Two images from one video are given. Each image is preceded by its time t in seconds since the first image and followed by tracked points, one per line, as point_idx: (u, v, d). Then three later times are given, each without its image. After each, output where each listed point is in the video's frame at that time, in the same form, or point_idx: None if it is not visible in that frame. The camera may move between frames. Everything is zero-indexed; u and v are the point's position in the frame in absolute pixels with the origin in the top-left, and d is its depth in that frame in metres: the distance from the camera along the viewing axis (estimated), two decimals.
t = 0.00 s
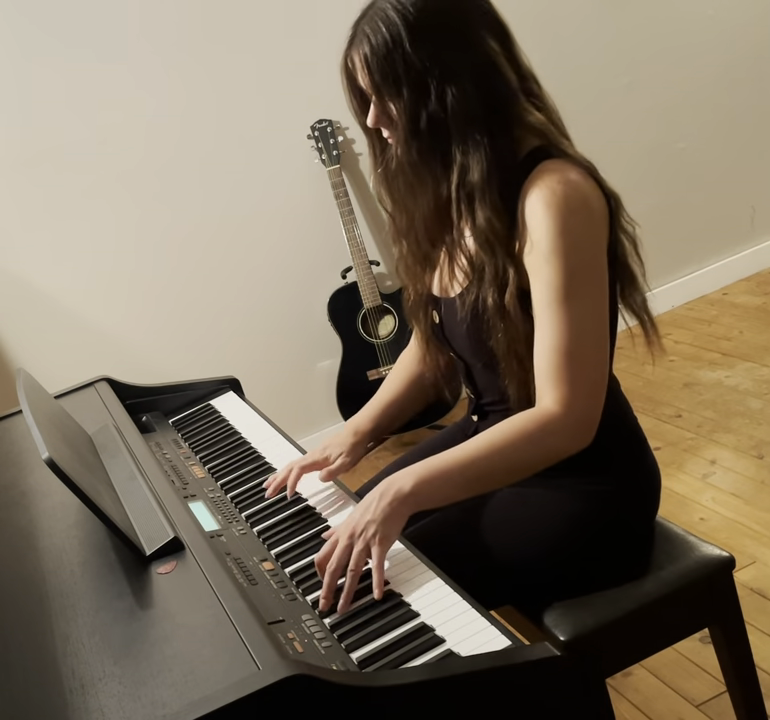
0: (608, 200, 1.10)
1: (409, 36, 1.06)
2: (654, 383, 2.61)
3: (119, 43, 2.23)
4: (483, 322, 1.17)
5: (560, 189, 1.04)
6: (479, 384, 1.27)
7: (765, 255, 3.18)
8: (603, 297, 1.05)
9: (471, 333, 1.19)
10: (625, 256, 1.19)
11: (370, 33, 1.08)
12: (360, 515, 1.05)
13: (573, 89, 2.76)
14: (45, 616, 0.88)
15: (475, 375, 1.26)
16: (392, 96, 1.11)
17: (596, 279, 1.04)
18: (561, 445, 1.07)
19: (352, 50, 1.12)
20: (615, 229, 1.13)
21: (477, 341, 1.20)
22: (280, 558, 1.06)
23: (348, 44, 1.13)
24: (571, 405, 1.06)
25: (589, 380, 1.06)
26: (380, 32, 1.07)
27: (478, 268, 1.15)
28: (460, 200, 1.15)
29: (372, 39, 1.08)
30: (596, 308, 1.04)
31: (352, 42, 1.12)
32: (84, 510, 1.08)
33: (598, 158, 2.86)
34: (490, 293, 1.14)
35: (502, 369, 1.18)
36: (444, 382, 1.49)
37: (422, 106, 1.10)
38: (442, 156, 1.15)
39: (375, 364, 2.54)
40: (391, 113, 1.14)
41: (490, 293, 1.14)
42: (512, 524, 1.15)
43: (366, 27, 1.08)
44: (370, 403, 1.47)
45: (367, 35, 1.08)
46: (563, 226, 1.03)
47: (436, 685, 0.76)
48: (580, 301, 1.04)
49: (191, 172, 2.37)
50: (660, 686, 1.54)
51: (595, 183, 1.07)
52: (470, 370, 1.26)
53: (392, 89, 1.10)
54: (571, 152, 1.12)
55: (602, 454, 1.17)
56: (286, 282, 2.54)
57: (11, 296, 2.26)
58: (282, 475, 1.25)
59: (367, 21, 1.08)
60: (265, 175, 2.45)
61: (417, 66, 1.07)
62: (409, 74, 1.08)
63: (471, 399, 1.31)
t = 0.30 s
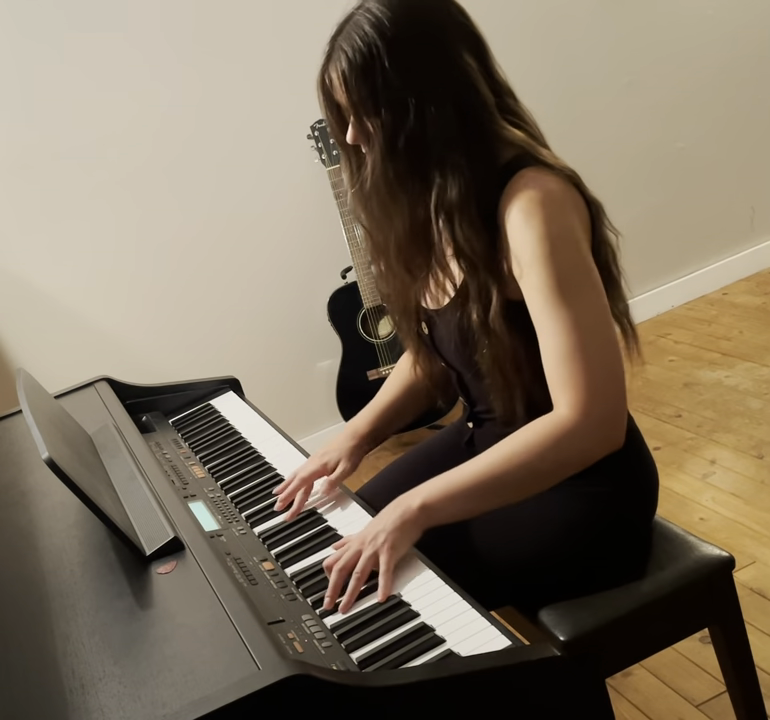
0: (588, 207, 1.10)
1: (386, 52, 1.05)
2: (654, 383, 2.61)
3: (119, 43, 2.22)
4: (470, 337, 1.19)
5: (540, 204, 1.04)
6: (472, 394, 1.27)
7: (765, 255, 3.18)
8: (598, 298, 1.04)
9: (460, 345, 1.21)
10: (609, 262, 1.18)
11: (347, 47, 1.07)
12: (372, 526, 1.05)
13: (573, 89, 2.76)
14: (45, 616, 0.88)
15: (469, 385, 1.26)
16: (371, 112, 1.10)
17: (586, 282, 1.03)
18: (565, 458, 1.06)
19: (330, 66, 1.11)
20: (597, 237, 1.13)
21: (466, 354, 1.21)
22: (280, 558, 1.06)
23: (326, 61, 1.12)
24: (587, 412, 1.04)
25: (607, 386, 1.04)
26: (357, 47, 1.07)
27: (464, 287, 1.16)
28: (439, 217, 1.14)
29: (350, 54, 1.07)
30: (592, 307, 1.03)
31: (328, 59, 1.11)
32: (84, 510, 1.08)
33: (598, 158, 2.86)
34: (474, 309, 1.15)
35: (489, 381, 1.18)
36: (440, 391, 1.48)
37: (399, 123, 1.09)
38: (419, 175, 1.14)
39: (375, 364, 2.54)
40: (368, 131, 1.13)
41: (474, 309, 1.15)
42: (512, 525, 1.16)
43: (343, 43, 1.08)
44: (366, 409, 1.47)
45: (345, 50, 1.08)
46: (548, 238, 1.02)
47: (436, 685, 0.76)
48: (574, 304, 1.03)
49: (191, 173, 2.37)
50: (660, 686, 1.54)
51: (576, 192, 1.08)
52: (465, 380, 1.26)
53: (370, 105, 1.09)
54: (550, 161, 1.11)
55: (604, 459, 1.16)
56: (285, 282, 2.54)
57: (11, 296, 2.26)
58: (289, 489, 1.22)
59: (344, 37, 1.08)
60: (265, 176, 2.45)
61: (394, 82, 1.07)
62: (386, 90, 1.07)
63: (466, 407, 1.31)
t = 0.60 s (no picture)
0: (590, 209, 1.10)
1: (398, 47, 1.05)
2: (654, 383, 2.61)
3: (119, 43, 2.23)
4: (468, 334, 1.20)
5: (539, 204, 1.04)
6: (472, 394, 1.27)
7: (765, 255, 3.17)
8: (589, 295, 1.04)
9: (459, 342, 1.22)
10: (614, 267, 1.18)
11: (355, 42, 1.06)
12: (347, 515, 1.05)
13: (573, 89, 2.76)
14: (45, 617, 0.88)
15: (468, 384, 1.27)
16: (378, 110, 1.08)
17: (579, 279, 1.03)
18: (557, 454, 1.06)
19: (339, 62, 1.10)
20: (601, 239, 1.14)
21: (464, 352, 1.22)
22: (280, 558, 1.07)
23: (334, 55, 1.11)
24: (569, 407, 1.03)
25: (590, 384, 1.03)
26: (367, 40, 1.05)
27: (463, 286, 1.17)
28: (446, 215, 1.13)
29: (358, 48, 1.06)
30: (583, 303, 1.03)
31: (337, 53, 1.10)
32: (84, 510, 1.08)
33: (598, 158, 2.86)
34: (474, 308, 1.16)
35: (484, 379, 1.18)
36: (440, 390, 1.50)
37: (409, 121, 1.09)
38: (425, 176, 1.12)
39: (375, 364, 2.53)
40: (378, 129, 1.11)
41: (473, 307, 1.17)
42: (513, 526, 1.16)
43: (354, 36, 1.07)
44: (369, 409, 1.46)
45: (354, 45, 1.06)
46: (543, 234, 1.03)
47: (436, 685, 0.76)
48: (565, 300, 1.02)
49: (191, 173, 2.37)
50: (660, 686, 1.54)
51: (580, 195, 1.09)
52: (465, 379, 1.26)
53: (380, 102, 1.08)
54: (555, 162, 1.12)
55: (604, 463, 1.16)
56: (286, 283, 2.54)
57: (11, 296, 2.26)
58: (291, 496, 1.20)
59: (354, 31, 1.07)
60: (266, 174, 2.45)
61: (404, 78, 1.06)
62: (395, 86, 1.07)
63: (467, 408, 1.31)
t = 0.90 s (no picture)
0: (599, 205, 1.10)
1: (418, 32, 1.05)
2: (654, 383, 2.61)
3: (118, 43, 2.22)
4: (476, 325, 1.18)
5: (552, 200, 1.04)
6: (476, 392, 1.27)
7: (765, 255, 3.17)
8: (599, 297, 1.05)
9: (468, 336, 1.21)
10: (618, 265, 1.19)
11: (374, 28, 1.05)
12: (367, 521, 1.05)
13: (572, 89, 2.76)
14: (45, 617, 0.88)
15: (472, 381, 1.26)
16: (399, 97, 1.07)
17: (590, 280, 1.04)
18: (564, 454, 1.08)
19: (356, 51, 1.09)
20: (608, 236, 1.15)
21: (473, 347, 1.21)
22: (280, 558, 1.06)
23: (349, 47, 1.10)
24: (577, 407, 1.06)
25: (598, 385, 1.06)
26: (387, 26, 1.05)
27: (473, 272, 1.14)
28: (467, 205, 1.12)
29: (378, 34, 1.05)
30: (592, 305, 1.05)
31: (351, 43, 1.09)
32: (84, 510, 1.08)
33: (598, 159, 2.86)
34: (483, 297, 1.14)
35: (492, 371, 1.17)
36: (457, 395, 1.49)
37: (428, 108, 1.08)
38: (444, 164, 1.11)
39: (375, 364, 2.53)
40: (397, 118, 1.10)
41: (482, 297, 1.14)
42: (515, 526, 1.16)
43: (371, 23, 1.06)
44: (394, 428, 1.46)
45: (373, 32, 1.05)
46: (555, 237, 1.03)
47: (436, 685, 0.76)
48: (576, 303, 1.04)
49: (191, 172, 2.37)
50: (660, 686, 1.54)
51: (591, 196, 1.08)
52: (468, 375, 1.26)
53: (400, 89, 1.07)
54: (565, 158, 1.12)
55: (610, 461, 1.17)
56: (287, 284, 2.54)
57: (11, 296, 2.26)
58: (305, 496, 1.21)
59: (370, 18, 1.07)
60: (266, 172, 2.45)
61: (424, 65, 1.06)
62: (416, 71, 1.06)
63: (470, 407, 1.31)
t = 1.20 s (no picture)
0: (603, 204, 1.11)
1: (426, 29, 1.05)
2: (654, 382, 2.61)
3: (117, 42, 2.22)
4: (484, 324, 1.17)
5: (563, 201, 1.05)
6: (476, 391, 1.27)
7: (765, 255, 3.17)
8: (610, 299, 1.05)
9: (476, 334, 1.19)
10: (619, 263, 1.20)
11: (383, 25, 1.05)
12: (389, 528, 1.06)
13: (572, 89, 2.76)
14: (45, 617, 0.88)
15: (472, 381, 1.26)
16: (410, 94, 1.07)
17: (601, 281, 1.05)
18: (590, 455, 1.06)
19: (364, 48, 1.09)
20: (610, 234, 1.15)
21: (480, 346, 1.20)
22: (280, 558, 1.07)
23: (357, 45, 1.09)
24: (598, 407, 1.05)
25: (618, 383, 1.05)
26: (396, 22, 1.05)
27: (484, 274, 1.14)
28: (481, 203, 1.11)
29: (388, 31, 1.05)
30: (603, 304, 1.05)
31: (358, 41, 1.09)
32: (84, 510, 1.08)
33: (598, 158, 2.86)
34: (495, 291, 1.14)
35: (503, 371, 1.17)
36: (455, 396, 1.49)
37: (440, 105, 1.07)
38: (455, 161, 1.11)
39: (375, 364, 2.53)
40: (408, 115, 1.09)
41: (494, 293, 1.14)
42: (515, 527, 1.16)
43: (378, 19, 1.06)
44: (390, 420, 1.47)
45: (383, 28, 1.05)
46: (567, 237, 1.04)
47: (435, 685, 0.76)
48: (588, 303, 1.04)
49: (192, 172, 2.37)
50: (660, 686, 1.54)
51: (591, 192, 1.09)
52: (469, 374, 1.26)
53: (410, 85, 1.07)
54: (570, 158, 1.13)
55: (613, 461, 1.17)
56: (288, 285, 2.55)
57: (11, 296, 2.26)
58: (307, 493, 1.22)
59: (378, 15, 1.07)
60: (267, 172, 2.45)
61: (434, 62, 1.06)
62: (425, 67, 1.06)
63: (469, 406, 1.32)
